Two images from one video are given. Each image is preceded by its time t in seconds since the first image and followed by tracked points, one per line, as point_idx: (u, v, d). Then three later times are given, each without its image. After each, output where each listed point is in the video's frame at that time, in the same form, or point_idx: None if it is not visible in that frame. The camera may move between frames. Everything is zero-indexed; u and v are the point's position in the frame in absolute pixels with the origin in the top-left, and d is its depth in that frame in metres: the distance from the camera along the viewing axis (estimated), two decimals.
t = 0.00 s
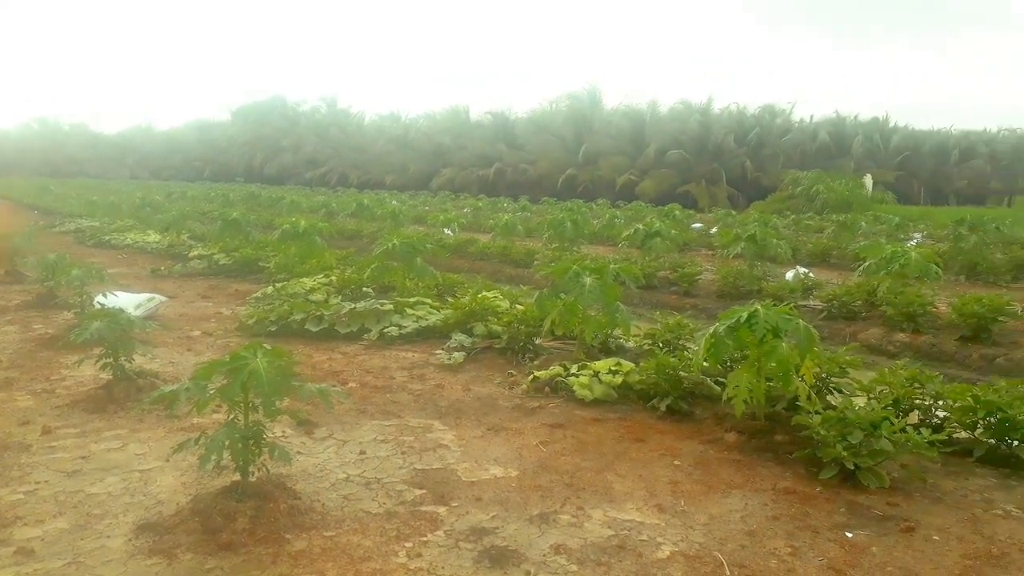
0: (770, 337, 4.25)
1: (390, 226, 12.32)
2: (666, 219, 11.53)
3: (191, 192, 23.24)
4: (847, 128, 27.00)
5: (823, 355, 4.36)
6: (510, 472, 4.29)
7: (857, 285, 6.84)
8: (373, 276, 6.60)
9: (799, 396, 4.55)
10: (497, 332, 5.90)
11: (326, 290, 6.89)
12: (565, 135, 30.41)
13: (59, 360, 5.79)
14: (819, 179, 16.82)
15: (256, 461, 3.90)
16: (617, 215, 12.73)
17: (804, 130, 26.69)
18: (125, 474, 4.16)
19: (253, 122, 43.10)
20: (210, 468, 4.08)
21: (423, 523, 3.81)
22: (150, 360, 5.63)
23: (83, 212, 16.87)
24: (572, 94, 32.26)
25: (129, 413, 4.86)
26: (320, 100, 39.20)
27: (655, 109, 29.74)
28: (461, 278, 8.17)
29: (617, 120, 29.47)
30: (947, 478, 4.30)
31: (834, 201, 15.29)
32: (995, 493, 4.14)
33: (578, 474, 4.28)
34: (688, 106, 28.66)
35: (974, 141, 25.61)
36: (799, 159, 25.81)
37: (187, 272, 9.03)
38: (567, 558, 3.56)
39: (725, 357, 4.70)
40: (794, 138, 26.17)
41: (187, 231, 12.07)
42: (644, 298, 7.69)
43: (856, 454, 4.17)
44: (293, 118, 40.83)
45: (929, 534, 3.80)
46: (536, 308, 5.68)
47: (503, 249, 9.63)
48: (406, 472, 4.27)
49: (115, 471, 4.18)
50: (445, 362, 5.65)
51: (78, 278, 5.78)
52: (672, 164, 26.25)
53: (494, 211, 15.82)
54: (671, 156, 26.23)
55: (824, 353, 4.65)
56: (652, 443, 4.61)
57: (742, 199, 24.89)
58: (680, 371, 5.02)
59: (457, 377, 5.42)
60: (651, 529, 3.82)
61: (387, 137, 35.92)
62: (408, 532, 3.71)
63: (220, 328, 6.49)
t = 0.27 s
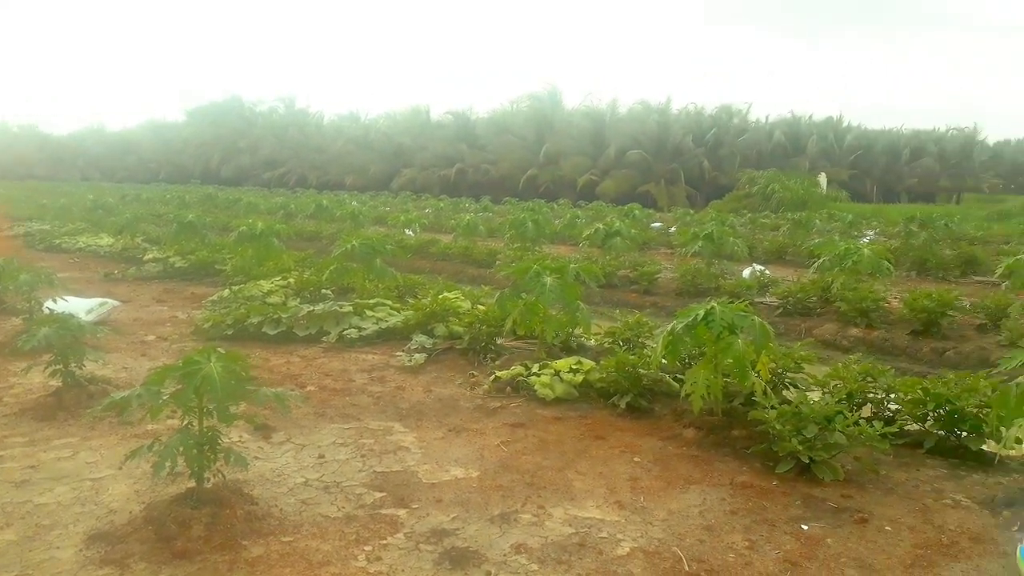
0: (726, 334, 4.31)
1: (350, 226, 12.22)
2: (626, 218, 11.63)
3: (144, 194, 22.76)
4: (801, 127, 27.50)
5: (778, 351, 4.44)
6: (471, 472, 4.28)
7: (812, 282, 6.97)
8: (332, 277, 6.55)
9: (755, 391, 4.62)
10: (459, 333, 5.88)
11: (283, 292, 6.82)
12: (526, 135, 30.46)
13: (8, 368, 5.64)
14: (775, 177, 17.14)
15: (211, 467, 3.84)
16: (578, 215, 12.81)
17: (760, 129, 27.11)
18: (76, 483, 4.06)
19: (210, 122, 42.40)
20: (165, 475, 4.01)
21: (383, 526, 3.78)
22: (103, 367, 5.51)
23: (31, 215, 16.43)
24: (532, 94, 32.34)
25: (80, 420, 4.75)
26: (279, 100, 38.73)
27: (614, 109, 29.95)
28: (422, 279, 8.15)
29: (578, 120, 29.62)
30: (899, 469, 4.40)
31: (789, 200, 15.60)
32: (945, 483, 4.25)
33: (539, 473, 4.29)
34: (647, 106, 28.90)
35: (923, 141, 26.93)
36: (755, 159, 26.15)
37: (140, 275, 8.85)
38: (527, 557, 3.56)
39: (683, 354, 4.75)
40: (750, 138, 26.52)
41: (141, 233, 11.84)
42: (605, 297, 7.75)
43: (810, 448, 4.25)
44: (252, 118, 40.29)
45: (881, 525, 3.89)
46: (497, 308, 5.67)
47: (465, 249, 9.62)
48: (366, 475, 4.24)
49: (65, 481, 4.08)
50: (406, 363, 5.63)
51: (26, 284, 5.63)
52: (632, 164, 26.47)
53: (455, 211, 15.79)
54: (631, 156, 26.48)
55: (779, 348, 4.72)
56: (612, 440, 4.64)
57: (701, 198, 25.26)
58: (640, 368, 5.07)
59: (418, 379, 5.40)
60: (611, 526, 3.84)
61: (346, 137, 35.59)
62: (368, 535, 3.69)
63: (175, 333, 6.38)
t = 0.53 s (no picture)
0: (686, 333, 4.34)
1: (310, 229, 12.10)
2: (589, 219, 11.70)
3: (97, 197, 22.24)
4: (759, 129, 27.62)
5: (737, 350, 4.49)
6: (433, 476, 4.25)
7: (770, 281, 7.08)
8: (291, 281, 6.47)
9: (714, 390, 4.67)
10: (421, 336, 5.85)
11: (242, 297, 6.72)
12: (488, 137, 30.45)
13: None
14: (734, 178, 17.38)
15: (166, 476, 3.76)
16: (541, 216, 12.85)
17: (717, 130, 27.33)
18: (25, 495, 3.95)
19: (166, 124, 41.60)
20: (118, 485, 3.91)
21: (343, 532, 3.74)
22: (54, 375, 5.36)
23: None
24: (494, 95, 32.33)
25: (29, 431, 4.61)
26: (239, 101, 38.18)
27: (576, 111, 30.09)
28: (384, 281, 8.10)
29: (540, 121, 29.71)
30: (855, 464, 4.48)
31: (748, 201, 15.84)
32: (899, 477, 4.34)
33: (501, 475, 4.28)
34: (608, 108, 29.09)
35: (877, 143, 27.66)
36: (714, 160, 26.41)
37: (94, 281, 8.65)
38: (490, 560, 3.55)
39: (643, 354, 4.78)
40: (709, 141, 26.73)
41: (95, 238, 11.57)
42: (568, 297, 7.78)
43: (769, 444, 4.30)
44: (211, 119, 39.66)
45: (839, 520, 3.95)
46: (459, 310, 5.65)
47: (427, 251, 9.59)
48: (326, 481, 4.19)
49: (14, 493, 3.96)
50: (367, 367, 5.58)
51: None
52: (594, 165, 26.61)
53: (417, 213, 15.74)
54: (592, 158, 26.63)
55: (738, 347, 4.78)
56: (575, 440, 4.65)
57: (661, 198, 25.55)
58: (602, 368, 5.08)
59: (379, 383, 5.36)
60: (574, 526, 3.85)
61: (306, 138, 35.20)
62: (328, 542, 3.64)
63: (130, 339, 6.24)
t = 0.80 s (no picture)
0: (650, 331, 4.36)
1: (273, 228, 11.95)
2: (555, 218, 11.73)
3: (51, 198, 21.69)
4: (722, 128, 28.14)
5: (701, 346, 4.53)
6: (398, 477, 4.22)
7: (734, 278, 7.15)
8: (253, 282, 6.38)
9: (679, 386, 4.70)
10: (386, 336, 5.81)
11: (203, 298, 6.62)
12: (455, 136, 30.38)
13: None
14: (699, 176, 17.57)
15: (124, 481, 3.68)
16: (507, 215, 12.85)
17: (682, 129, 27.68)
18: None
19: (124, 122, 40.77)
20: (73, 491, 3.82)
21: (307, 535, 3.69)
22: (7, 380, 5.22)
23: None
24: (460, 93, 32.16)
25: None
26: (201, 100, 37.59)
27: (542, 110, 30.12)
28: (348, 281, 8.03)
29: (506, 120, 29.71)
30: (817, 457, 4.54)
31: (713, 199, 16.02)
32: (860, 470, 4.41)
33: (467, 474, 4.26)
34: (573, 106, 29.15)
35: (837, 142, 28.25)
36: (679, 159, 26.64)
37: (49, 283, 8.45)
38: (455, 560, 3.53)
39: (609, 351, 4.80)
40: (673, 139, 27.00)
41: (50, 239, 11.30)
42: (534, 296, 7.79)
43: (732, 440, 4.34)
44: (172, 118, 38.99)
45: (801, 513, 4.01)
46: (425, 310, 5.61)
47: (392, 250, 9.53)
48: (290, 484, 4.13)
49: None
50: (331, 368, 5.52)
51: None
52: (560, 165, 26.65)
53: (383, 213, 15.64)
54: (558, 156, 26.70)
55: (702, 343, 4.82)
56: (541, 438, 4.65)
57: (628, 197, 25.70)
58: (568, 366, 5.09)
59: (344, 384, 5.30)
60: (540, 525, 3.84)
61: (269, 137, 34.77)
62: (291, 545, 3.59)
63: (87, 343, 6.10)
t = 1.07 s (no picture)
0: (623, 329, 4.38)
1: (243, 228, 11.82)
2: (528, 217, 11.74)
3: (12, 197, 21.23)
4: (694, 127, 28.54)
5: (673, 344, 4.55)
6: (370, 479, 4.19)
7: (706, 276, 7.19)
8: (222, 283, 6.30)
9: (651, 384, 4.72)
10: (358, 337, 5.77)
11: (171, 300, 6.53)
12: (428, 134, 30.29)
13: None
14: (672, 176, 17.69)
15: (89, 486, 3.61)
16: (481, 214, 12.84)
17: (655, 129, 28.03)
18: None
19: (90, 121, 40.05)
20: (37, 498, 3.74)
21: (277, 538, 3.65)
22: None
23: None
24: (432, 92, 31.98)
25: None
26: (169, 99, 37.08)
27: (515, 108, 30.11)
28: (319, 282, 7.97)
29: (479, 119, 29.69)
30: (788, 453, 4.59)
31: (685, 198, 16.13)
32: (829, 465, 4.46)
33: (440, 475, 4.24)
34: (546, 106, 29.14)
35: (807, 141, 28.63)
36: (651, 159, 26.80)
37: (13, 285, 8.28)
38: (428, 561, 3.51)
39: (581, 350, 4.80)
40: (645, 138, 27.32)
41: (13, 241, 11.07)
42: (508, 296, 7.80)
43: (704, 436, 4.38)
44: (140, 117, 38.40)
45: (772, 508, 4.04)
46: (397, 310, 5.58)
47: (365, 250, 9.48)
48: (260, 487, 4.09)
49: None
50: (302, 370, 5.47)
51: None
52: (534, 164, 26.65)
53: (355, 212, 15.55)
54: (531, 156, 26.71)
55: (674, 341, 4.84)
56: (514, 438, 4.64)
57: (601, 197, 25.77)
58: (541, 365, 5.09)
59: (315, 386, 5.26)
60: (513, 524, 3.84)
61: (239, 136, 34.38)
62: (261, 549, 3.55)
63: (52, 346, 5.99)
